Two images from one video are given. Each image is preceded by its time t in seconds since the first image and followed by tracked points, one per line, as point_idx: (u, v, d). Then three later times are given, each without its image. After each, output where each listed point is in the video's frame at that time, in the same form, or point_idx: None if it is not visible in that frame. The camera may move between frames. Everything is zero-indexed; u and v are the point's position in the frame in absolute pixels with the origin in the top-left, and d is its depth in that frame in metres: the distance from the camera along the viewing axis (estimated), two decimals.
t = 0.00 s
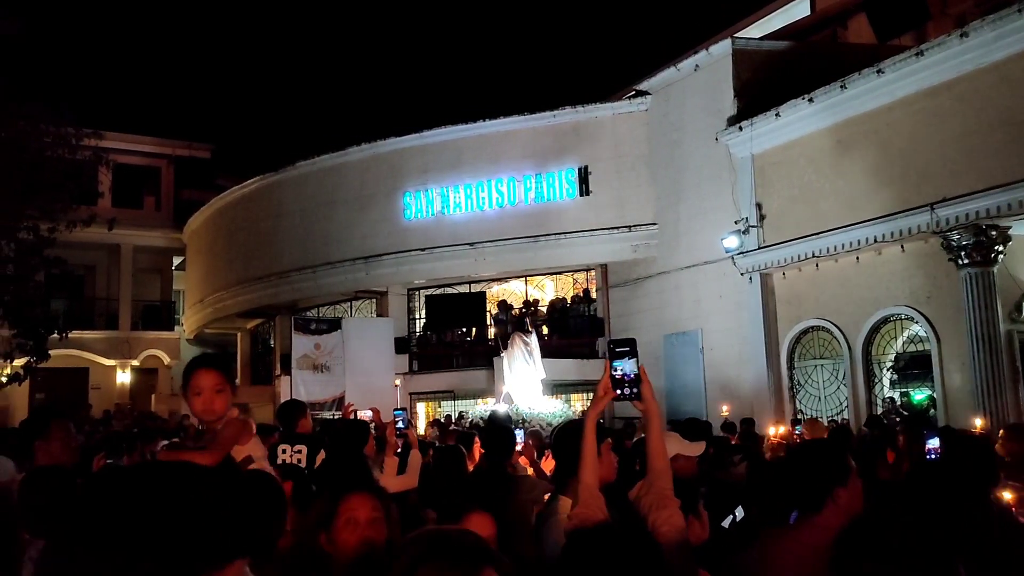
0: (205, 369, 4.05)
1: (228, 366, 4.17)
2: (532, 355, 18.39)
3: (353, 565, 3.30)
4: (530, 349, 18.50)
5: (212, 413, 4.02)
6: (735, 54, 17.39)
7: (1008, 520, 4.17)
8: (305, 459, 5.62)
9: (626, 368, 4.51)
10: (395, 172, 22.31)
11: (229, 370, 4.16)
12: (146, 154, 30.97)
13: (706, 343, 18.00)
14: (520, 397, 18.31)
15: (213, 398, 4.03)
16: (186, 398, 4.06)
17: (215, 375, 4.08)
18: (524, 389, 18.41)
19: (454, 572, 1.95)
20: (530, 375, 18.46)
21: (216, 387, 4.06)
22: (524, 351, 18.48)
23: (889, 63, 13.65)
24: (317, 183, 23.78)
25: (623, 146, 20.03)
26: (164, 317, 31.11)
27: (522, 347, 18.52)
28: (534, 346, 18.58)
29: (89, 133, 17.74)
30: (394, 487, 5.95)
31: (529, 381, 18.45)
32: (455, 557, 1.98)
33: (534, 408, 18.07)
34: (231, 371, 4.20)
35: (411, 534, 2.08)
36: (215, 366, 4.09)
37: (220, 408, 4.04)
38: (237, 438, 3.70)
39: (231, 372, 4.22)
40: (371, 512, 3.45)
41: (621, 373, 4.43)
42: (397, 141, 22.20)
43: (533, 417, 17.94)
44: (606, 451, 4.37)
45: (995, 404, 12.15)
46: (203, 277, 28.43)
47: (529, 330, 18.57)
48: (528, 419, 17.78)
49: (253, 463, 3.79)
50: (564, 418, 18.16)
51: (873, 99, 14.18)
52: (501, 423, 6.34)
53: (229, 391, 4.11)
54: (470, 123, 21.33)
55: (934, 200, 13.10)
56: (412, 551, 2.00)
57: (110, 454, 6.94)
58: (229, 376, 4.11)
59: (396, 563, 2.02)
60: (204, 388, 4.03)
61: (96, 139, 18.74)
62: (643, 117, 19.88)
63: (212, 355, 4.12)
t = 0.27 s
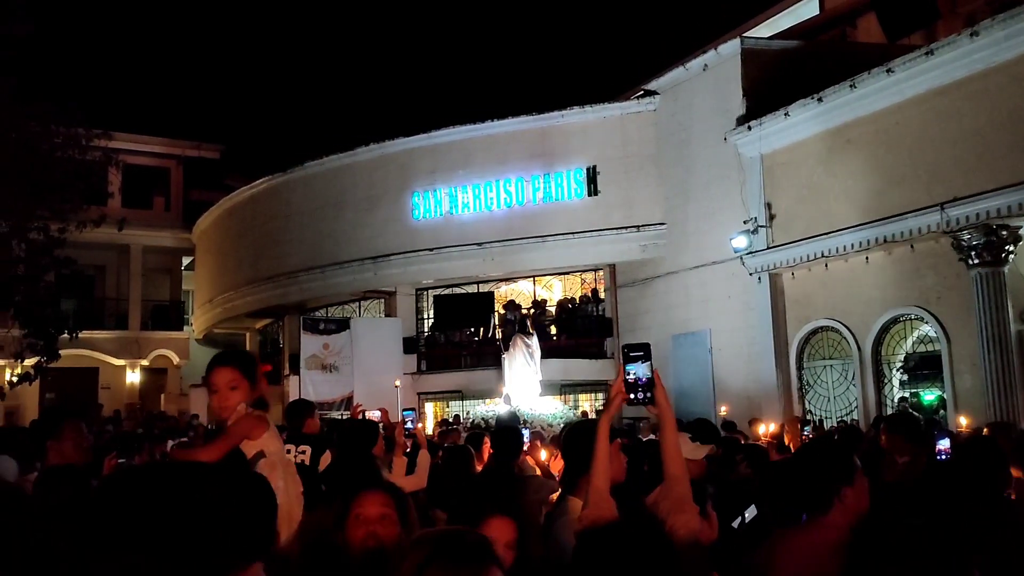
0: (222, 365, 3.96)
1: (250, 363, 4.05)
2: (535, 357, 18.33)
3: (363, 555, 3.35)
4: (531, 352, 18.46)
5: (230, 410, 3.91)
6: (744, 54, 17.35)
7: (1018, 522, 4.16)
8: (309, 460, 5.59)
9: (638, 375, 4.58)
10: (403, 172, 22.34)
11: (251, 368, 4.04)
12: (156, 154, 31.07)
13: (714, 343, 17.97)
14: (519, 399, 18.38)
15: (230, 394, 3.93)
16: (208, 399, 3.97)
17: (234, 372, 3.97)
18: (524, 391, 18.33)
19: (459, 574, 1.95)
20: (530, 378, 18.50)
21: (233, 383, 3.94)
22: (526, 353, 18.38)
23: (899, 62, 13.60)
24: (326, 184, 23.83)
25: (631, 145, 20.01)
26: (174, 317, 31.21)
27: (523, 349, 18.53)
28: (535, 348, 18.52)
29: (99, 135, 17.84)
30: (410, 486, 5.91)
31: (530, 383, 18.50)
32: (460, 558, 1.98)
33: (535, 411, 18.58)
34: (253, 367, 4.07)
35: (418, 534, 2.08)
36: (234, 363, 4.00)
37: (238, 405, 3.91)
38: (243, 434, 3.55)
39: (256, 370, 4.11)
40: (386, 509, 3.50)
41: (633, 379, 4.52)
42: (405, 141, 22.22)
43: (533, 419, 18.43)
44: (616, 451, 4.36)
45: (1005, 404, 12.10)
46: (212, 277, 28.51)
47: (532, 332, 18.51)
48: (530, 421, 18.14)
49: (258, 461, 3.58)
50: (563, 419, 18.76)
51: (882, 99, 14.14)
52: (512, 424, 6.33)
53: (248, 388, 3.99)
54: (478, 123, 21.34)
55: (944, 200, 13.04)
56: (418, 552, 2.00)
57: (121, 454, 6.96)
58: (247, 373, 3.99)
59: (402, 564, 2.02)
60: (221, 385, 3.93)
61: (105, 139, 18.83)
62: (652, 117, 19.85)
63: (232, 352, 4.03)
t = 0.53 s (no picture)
0: (239, 360, 3.97)
1: (270, 359, 4.04)
2: (535, 357, 18.26)
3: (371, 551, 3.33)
4: (530, 351, 18.36)
5: (245, 406, 3.93)
6: (753, 53, 17.30)
7: None
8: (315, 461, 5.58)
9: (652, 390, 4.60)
10: (412, 172, 22.36)
11: (270, 365, 4.03)
12: (165, 154, 31.16)
13: (723, 343, 17.93)
14: (520, 398, 18.34)
15: (246, 390, 3.94)
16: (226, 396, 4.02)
17: (250, 367, 3.97)
18: (524, 391, 18.27)
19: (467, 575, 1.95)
20: (531, 377, 18.41)
21: (248, 379, 3.95)
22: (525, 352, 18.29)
23: (909, 61, 13.54)
24: (335, 183, 23.86)
25: (639, 145, 19.98)
26: (183, 316, 31.32)
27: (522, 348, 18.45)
28: (535, 348, 18.44)
29: (108, 134, 17.87)
30: (417, 485, 5.92)
31: (530, 382, 18.42)
32: (468, 558, 1.98)
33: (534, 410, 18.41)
34: (273, 364, 4.06)
35: (426, 534, 2.08)
36: (251, 358, 3.99)
37: (252, 401, 3.92)
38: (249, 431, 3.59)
39: (277, 365, 4.10)
40: (395, 506, 3.50)
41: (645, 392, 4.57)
42: (414, 141, 22.24)
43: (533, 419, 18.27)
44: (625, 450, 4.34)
45: (1016, 405, 12.03)
46: (222, 276, 28.59)
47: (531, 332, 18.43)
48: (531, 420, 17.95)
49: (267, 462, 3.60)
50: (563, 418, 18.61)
51: (892, 98, 14.08)
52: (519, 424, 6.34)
53: (265, 384, 3.98)
54: (487, 123, 21.34)
55: (955, 199, 12.98)
56: (426, 552, 2.00)
57: (131, 452, 6.99)
58: (264, 368, 3.98)
59: (410, 563, 2.02)
60: (237, 381, 3.95)
61: (115, 139, 18.93)
62: (660, 116, 19.82)
63: (251, 346, 4.02)
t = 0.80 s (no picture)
0: (247, 357, 3.91)
1: (279, 354, 3.99)
2: (533, 356, 17.97)
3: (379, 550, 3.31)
4: (531, 351, 18.10)
5: (255, 403, 3.90)
6: (762, 52, 17.26)
7: None
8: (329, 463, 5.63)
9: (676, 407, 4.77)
10: (419, 172, 22.37)
11: (278, 361, 3.97)
12: (174, 154, 31.24)
13: (731, 343, 17.90)
14: (520, 398, 18.08)
15: (253, 388, 3.90)
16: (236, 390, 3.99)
17: (259, 363, 3.92)
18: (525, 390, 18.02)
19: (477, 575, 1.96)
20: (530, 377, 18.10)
21: (256, 376, 3.90)
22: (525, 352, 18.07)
23: (918, 60, 13.50)
24: (343, 183, 23.90)
25: (648, 144, 19.96)
26: (191, 316, 31.40)
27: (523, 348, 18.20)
28: (535, 347, 18.17)
29: (117, 134, 17.87)
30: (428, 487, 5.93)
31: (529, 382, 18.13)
32: (478, 558, 1.98)
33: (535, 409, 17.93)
34: (285, 360, 3.99)
35: (436, 533, 2.09)
36: (260, 354, 3.94)
37: (261, 399, 3.89)
38: (256, 432, 3.58)
39: (288, 360, 4.04)
40: (403, 505, 3.47)
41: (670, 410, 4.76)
42: (422, 141, 22.25)
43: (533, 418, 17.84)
44: (633, 450, 4.34)
45: None
46: (230, 276, 28.66)
47: (530, 331, 18.20)
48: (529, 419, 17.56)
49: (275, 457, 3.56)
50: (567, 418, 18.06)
51: (901, 97, 14.04)
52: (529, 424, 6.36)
53: (274, 380, 3.93)
54: (494, 123, 21.34)
55: (964, 199, 12.94)
56: (436, 551, 2.00)
57: (141, 451, 7.02)
58: (272, 365, 3.92)
59: (419, 563, 2.02)
60: (245, 378, 3.91)
61: (125, 139, 18.98)
62: (668, 115, 19.79)
63: (260, 342, 3.97)
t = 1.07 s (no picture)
0: (251, 358, 3.89)
1: (284, 353, 3.94)
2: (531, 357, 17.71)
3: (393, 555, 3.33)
4: (530, 352, 17.86)
5: (261, 403, 3.90)
6: (768, 51, 17.23)
7: None
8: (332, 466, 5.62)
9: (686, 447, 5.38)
10: (425, 172, 22.38)
11: (283, 360, 3.92)
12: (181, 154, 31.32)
13: (738, 343, 17.86)
14: (520, 399, 17.83)
15: (258, 389, 3.89)
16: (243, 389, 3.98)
17: (263, 365, 3.89)
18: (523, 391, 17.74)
19: (486, 575, 1.95)
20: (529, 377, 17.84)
21: (259, 378, 3.88)
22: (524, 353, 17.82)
23: (926, 59, 13.46)
24: (349, 183, 23.93)
25: (654, 144, 19.93)
26: (198, 315, 31.48)
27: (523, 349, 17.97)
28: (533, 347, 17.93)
29: (125, 134, 17.90)
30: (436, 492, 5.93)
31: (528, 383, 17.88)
32: (487, 559, 1.98)
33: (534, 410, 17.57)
34: (290, 359, 3.94)
35: (447, 534, 2.07)
36: (264, 354, 3.91)
37: (266, 400, 3.88)
38: (261, 437, 3.59)
39: (295, 357, 3.99)
40: (413, 510, 3.44)
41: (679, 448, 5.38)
42: (428, 141, 22.26)
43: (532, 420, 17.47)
44: (639, 450, 4.32)
45: None
46: (236, 275, 28.71)
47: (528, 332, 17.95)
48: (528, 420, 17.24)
49: (280, 461, 3.55)
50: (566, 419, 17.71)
51: (909, 97, 13.99)
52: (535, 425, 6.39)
53: (278, 381, 3.90)
54: (500, 123, 21.35)
55: (972, 199, 12.90)
56: (447, 552, 1.99)
57: (150, 450, 7.04)
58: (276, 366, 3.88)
59: (429, 564, 2.01)
60: (249, 379, 3.89)
61: (132, 139, 19.04)
62: (674, 115, 19.77)
63: (264, 341, 3.93)
